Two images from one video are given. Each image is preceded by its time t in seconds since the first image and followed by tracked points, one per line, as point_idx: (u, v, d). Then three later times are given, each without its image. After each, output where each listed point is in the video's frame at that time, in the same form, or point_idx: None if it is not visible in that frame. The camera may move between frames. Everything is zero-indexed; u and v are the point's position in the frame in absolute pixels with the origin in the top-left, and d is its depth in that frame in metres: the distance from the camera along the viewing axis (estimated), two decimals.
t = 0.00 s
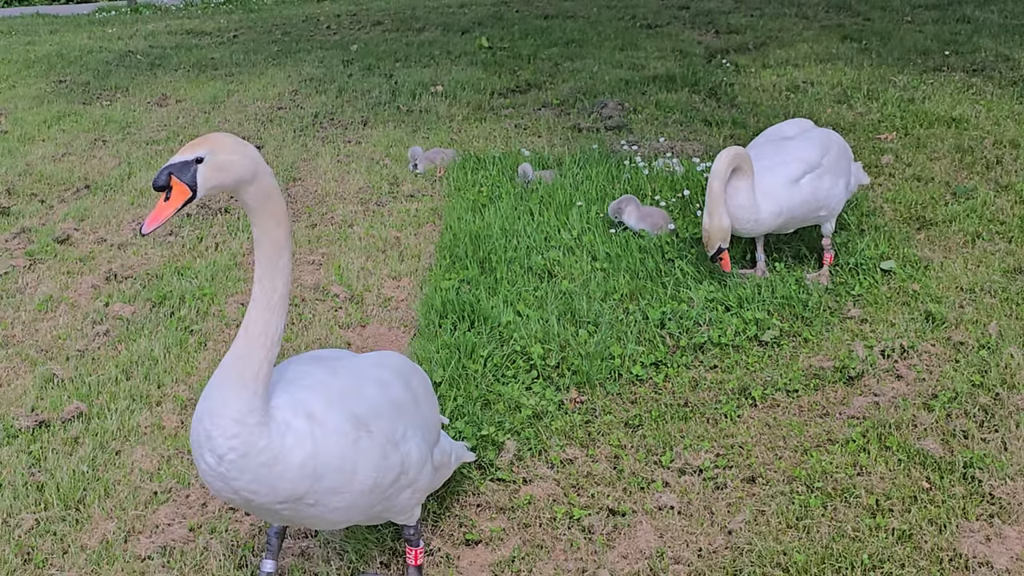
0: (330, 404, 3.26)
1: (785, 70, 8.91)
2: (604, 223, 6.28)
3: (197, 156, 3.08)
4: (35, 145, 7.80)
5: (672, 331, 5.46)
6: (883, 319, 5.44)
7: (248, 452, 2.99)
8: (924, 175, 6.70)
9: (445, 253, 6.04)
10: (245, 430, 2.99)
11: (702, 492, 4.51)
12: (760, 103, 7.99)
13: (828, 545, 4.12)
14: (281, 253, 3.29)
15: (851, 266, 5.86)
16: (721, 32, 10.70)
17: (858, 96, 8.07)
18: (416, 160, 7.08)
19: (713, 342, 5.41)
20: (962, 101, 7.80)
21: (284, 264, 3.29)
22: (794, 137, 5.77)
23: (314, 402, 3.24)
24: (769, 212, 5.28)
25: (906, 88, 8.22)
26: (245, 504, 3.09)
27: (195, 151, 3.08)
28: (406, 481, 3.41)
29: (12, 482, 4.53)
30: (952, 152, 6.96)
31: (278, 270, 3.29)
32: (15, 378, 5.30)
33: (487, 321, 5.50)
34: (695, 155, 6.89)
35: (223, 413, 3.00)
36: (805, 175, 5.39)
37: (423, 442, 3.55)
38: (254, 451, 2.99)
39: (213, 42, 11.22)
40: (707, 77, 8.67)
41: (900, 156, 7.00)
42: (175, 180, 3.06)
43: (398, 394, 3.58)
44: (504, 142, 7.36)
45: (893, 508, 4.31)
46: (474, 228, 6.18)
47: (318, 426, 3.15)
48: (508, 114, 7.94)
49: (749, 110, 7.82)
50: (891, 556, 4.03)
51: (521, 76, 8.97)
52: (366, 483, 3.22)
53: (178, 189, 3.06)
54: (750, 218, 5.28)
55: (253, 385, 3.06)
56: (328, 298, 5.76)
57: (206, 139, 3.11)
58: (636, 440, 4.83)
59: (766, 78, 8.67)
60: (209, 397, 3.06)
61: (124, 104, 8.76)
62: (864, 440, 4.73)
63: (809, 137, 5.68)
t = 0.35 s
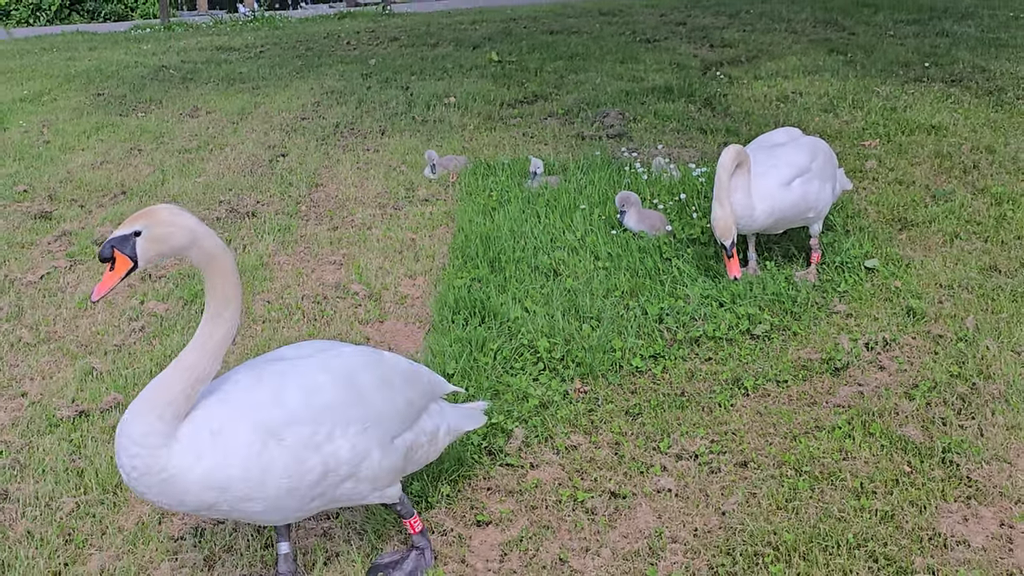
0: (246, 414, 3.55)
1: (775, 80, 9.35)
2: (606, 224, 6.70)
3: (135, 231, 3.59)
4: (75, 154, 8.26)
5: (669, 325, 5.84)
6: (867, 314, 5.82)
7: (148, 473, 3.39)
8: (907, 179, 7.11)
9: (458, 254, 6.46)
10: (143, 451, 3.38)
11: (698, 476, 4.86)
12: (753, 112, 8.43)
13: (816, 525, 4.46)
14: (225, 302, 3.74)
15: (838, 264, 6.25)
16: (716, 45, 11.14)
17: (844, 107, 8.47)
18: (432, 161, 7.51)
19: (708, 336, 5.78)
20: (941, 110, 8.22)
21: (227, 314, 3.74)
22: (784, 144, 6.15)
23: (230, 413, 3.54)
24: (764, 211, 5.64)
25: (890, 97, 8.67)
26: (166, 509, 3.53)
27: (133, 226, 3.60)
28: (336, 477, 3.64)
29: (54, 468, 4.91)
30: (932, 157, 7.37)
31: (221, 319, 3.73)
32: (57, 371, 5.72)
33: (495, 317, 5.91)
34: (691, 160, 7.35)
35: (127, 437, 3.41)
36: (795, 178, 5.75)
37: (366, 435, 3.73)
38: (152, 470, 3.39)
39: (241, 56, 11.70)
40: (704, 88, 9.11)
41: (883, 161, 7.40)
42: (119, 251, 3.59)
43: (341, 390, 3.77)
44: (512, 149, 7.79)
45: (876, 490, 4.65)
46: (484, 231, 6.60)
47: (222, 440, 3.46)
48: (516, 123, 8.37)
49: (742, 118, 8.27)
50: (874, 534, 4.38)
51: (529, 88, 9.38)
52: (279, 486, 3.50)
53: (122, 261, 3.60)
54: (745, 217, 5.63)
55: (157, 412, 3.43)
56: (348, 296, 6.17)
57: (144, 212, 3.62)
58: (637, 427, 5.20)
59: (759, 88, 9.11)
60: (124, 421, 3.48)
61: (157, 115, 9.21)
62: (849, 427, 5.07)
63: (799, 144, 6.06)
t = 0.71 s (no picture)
0: (218, 399, 3.85)
1: (764, 92, 9.95)
2: (605, 225, 7.16)
3: (120, 241, 4.02)
4: (112, 162, 8.79)
5: (663, 319, 6.24)
6: (848, 308, 6.23)
7: (122, 444, 3.79)
8: (885, 183, 7.68)
9: (466, 254, 6.92)
10: (120, 427, 3.79)
11: (688, 460, 5.13)
12: (743, 122, 9.02)
13: (798, 505, 4.69)
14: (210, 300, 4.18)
15: (821, 262, 6.72)
16: (709, 58, 11.69)
17: (828, 116, 9.11)
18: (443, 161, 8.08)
19: (699, 330, 6.16)
20: (917, 119, 8.88)
21: (214, 311, 4.18)
22: (771, 150, 6.58)
23: (202, 398, 3.86)
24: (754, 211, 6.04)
25: (871, 107, 9.29)
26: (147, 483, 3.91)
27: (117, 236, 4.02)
28: (296, 468, 3.82)
29: (90, 454, 5.31)
30: (909, 164, 7.96)
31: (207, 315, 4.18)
32: (94, 364, 6.17)
33: (500, 311, 6.34)
34: (685, 167, 7.91)
35: (110, 413, 3.83)
36: (782, 181, 6.17)
37: (332, 432, 3.89)
38: (127, 444, 3.79)
39: (266, 71, 12.22)
40: (698, 99, 9.68)
41: (863, 167, 8.01)
42: (105, 260, 4.01)
43: (314, 388, 4.00)
44: (519, 157, 8.29)
45: (855, 473, 4.90)
46: (491, 233, 7.07)
47: (189, 421, 3.77)
48: (523, 132, 8.89)
49: (733, 127, 8.83)
50: (852, 514, 4.61)
51: (536, 99, 9.87)
52: (237, 468, 3.74)
53: (108, 269, 4.01)
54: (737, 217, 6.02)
55: (137, 392, 3.84)
56: (365, 293, 6.63)
57: (128, 223, 4.05)
58: (631, 415, 5.50)
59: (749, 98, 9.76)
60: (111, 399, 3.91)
61: (188, 126, 9.72)
62: (830, 414, 5.36)
63: (784, 150, 6.49)
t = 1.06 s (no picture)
0: (218, 410, 4.06)
1: (764, 95, 10.25)
2: (611, 223, 7.47)
3: (131, 258, 4.17)
4: (142, 164, 9.17)
5: (665, 313, 6.53)
6: (843, 303, 6.51)
7: (123, 440, 4.05)
8: (880, 183, 7.97)
9: (478, 251, 7.24)
10: (122, 424, 4.04)
11: (689, 447, 5.39)
12: (745, 124, 9.32)
13: (793, 490, 4.93)
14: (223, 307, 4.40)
15: (818, 258, 7.02)
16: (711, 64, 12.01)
17: (825, 118, 9.40)
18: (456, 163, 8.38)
19: (700, 323, 6.44)
20: (911, 120, 9.18)
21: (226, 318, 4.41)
22: (768, 151, 6.88)
23: (204, 407, 4.08)
24: (752, 207, 6.33)
25: (867, 110, 9.60)
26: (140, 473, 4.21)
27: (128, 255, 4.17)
28: (277, 492, 4.06)
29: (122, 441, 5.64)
30: (903, 164, 8.26)
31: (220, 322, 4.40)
32: (124, 355, 6.52)
33: (508, 305, 6.65)
34: (688, 167, 8.22)
35: (114, 409, 4.08)
36: (778, 180, 6.47)
37: (317, 467, 4.06)
38: (127, 441, 4.05)
39: (289, 77, 12.59)
40: (701, 103, 9.99)
41: (859, 167, 8.30)
42: (118, 279, 4.15)
43: (314, 415, 4.11)
44: (529, 159, 8.61)
45: (848, 459, 5.14)
46: (501, 231, 7.40)
47: (187, 429, 4.03)
48: (533, 134, 9.22)
49: (735, 130, 9.14)
50: (845, 498, 4.84)
51: (546, 103, 10.20)
52: (222, 481, 4.03)
53: (121, 287, 4.15)
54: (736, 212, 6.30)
55: (144, 392, 4.08)
56: (381, 288, 6.95)
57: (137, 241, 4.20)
58: (634, 404, 5.77)
59: (750, 100, 10.07)
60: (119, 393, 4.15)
61: (215, 130, 10.09)
62: (824, 403, 5.60)
63: (780, 152, 6.79)
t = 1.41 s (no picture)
0: (247, 429, 4.06)
1: (779, 95, 10.49)
2: (631, 218, 7.72)
3: (141, 271, 4.04)
4: (178, 159, 9.46)
5: (683, 305, 6.77)
6: (856, 296, 6.75)
7: (156, 477, 3.92)
8: (892, 180, 8.21)
9: (504, 244, 7.51)
10: (152, 460, 3.90)
11: (708, 433, 5.63)
12: (760, 123, 9.57)
13: (810, 476, 5.17)
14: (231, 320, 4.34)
15: (832, 252, 7.26)
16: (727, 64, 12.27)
17: (838, 117, 9.63)
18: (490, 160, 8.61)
19: (718, 314, 6.68)
20: (921, 120, 9.41)
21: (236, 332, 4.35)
22: (784, 148, 7.12)
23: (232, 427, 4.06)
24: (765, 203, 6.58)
25: (879, 109, 9.84)
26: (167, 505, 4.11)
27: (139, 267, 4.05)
28: (315, 499, 4.18)
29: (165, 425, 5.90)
30: (914, 161, 8.50)
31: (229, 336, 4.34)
32: (163, 343, 6.80)
33: (534, 296, 6.91)
34: (705, 164, 8.47)
35: (139, 445, 3.92)
36: (792, 176, 6.71)
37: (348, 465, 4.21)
38: (159, 477, 3.92)
39: (318, 76, 12.88)
40: (717, 102, 10.24)
41: (871, 164, 8.54)
42: (127, 292, 4.02)
43: (336, 416, 4.23)
44: (551, 156, 8.88)
45: (863, 447, 5.37)
46: (525, 225, 7.66)
47: (222, 452, 3.99)
48: (555, 132, 9.49)
49: (750, 128, 9.39)
50: (860, 484, 5.08)
51: (566, 102, 10.47)
52: (263, 499, 4.07)
53: (132, 301, 4.02)
54: (750, 208, 6.55)
55: (170, 423, 3.95)
56: (411, 279, 7.22)
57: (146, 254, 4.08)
58: (656, 392, 6.01)
59: (764, 100, 10.31)
60: (138, 425, 3.99)
61: (247, 126, 10.37)
62: (839, 392, 5.84)
63: (795, 149, 7.03)
